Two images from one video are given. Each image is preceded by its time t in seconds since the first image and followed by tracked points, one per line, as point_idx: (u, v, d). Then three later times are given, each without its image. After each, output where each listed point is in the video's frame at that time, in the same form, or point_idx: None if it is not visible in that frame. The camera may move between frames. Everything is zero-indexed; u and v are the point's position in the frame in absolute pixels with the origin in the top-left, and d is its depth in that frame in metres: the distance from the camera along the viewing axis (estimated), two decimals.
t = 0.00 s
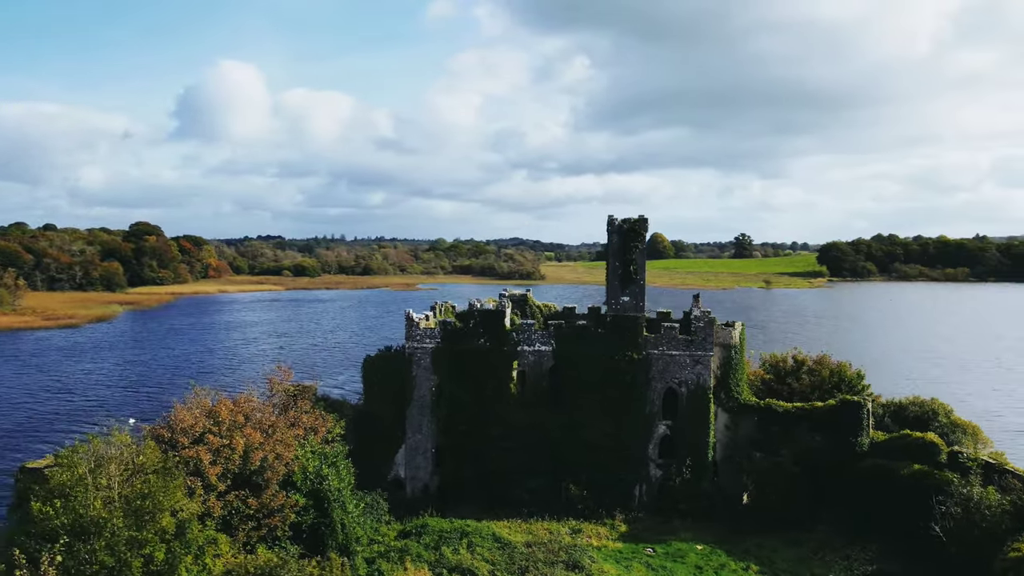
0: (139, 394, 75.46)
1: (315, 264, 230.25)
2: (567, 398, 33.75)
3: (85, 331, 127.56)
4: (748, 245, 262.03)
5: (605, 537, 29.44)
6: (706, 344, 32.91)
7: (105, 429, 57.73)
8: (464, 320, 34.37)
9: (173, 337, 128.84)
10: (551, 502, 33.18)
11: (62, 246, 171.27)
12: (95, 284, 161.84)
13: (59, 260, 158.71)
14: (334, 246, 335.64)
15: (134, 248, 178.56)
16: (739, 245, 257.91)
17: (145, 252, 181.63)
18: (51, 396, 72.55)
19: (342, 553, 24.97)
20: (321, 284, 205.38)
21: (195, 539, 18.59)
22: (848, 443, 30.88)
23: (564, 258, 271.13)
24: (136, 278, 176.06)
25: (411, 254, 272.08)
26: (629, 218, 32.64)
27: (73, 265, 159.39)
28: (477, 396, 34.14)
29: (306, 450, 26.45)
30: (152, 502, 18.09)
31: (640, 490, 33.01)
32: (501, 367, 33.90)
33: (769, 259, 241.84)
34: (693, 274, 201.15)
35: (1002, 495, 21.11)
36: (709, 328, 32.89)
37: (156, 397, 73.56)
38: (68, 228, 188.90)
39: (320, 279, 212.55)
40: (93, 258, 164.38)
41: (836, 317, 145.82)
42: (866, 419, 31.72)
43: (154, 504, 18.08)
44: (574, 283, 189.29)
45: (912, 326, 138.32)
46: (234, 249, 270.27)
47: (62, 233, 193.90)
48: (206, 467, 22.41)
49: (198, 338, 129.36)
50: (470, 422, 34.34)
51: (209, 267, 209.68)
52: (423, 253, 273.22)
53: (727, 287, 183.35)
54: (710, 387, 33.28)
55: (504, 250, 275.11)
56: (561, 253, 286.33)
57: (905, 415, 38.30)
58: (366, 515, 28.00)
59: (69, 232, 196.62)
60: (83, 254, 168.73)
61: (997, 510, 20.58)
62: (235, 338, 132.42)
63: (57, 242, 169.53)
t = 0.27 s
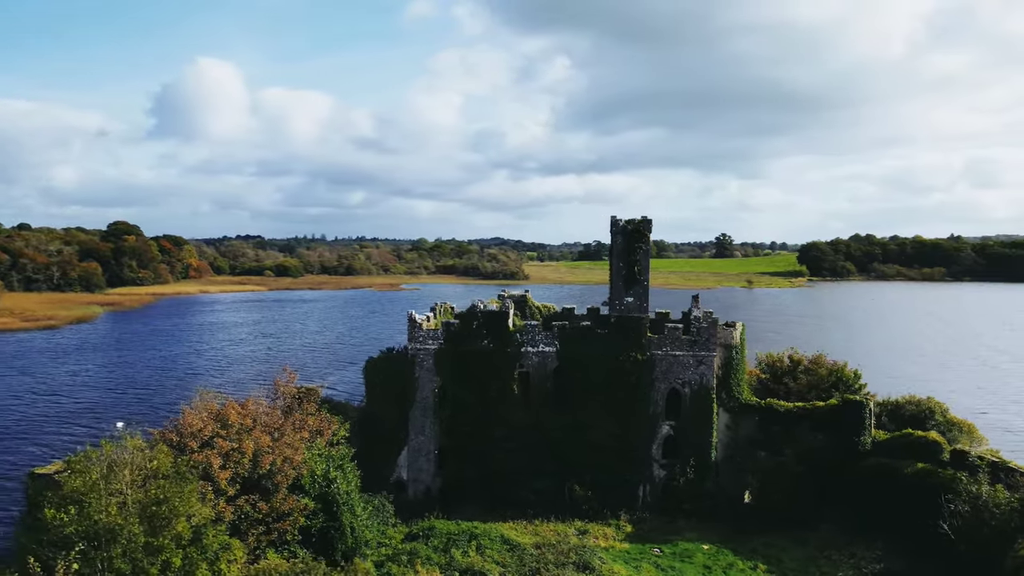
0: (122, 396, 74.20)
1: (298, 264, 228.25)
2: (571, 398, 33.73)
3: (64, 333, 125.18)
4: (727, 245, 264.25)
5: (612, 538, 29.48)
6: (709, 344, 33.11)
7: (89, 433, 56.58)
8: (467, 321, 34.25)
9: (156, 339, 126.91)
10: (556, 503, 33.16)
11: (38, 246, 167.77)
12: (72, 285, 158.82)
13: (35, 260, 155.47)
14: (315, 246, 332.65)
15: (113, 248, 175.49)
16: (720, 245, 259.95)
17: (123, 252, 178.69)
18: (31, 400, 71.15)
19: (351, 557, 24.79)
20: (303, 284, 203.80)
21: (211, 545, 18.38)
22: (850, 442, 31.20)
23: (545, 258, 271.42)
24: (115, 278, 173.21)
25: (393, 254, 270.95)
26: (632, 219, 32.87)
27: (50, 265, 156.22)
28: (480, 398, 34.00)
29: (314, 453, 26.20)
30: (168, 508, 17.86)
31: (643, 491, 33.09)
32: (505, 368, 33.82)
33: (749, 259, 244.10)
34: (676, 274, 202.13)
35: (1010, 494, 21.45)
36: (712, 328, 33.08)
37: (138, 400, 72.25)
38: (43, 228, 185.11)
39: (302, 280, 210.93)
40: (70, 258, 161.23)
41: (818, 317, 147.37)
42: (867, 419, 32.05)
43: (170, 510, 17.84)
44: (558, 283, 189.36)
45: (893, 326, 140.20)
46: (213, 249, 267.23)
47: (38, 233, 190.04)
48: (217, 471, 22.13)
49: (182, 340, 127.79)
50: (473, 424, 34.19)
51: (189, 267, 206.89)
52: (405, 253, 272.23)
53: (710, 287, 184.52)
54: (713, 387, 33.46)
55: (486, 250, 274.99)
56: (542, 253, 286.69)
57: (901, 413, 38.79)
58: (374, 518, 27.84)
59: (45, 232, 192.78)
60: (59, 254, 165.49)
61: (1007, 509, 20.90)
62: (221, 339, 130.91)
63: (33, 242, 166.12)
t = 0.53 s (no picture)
0: (109, 399, 73.10)
1: (284, 264, 226.52)
2: (578, 399, 33.72)
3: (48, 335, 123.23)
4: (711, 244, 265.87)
5: (623, 539, 29.51)
6: (716, 345, 33.29)
7: (77, 437, 55.61)
8: (475, 322, 34.17)
9: (143, 340, 125.34)
10: (564, 504, 33.17)
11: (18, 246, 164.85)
12: (55, 285, 156.33)
13: (17, 260, 152.71)
14: (300, 246, 330.30)
15: (96, 248, 172.89)
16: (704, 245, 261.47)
17: (107, 252, 176.24)
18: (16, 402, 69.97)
19: (365, 560, 24.65)
20: (290, 284, 202.44)
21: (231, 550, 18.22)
22: (857, 442, 31.39)
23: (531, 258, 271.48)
24: (99, 279, 170.84)
25: (379, 254, 269.99)
26: (639, 220, 32.84)
27: (32, 265, 153.59)
28: (488, 399, 33.90)
29: (326, 456, 26.02)
30: (187, 513, 17.70)
31: (651, 491, 33.13)
32: (512, 370, 33.78)
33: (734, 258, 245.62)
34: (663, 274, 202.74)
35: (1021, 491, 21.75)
36: (719, 329, 33.22)
37: (126, 402, 71.19)
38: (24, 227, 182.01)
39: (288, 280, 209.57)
40: (52, 258, 158.57)
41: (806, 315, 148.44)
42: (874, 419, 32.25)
43: (189, 515, 17.67)
44: (546, 283, 189.28)
45: (879, 325, 141.53)
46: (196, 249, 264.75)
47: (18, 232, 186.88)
48: (231, 475, 21.94)
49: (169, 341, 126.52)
50: (480, 425, 34.10)
51: (174, 267, 204.49)
52: (391, 253, 271.43)
53: (697, 287, 185.30)
54: (719, 388, 33.58)
55: (473, 250, 274.72)
56: (528, 253, 286.89)
57: (902, 413, 39.13)
58: (384, 521, 27.71)
59: (25, 232, 189.59)
60: (41, 254, 162.70)
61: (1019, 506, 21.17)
62: (210, 340, 129.68)
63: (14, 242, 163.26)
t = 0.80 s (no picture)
0: (101, 401, 72.20)
1: (273, 264, 225.05)
2: (588, 401, 33.72)
3: (36, 337, 121.61)
4: (699, 244, 267.16)
5: (634, 539, 29.54)
6: (725, 346, 33.22)
7: (69, 439, 54.81)
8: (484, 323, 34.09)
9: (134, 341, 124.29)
10: (573, 505, 33.22)
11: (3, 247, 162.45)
12: (41, 286, 154.33)
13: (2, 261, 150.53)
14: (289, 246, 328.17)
15: (82, 248, 170.76)
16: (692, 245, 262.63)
17: (93, 252, 174.12)
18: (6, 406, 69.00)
19: (380, 562, 24.56)
20: (280, 285, 201.42)
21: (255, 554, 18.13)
22: (865, 441, 31.56)
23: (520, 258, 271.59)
24: (86, 280, 168.87)
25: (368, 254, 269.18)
26: (648, 221, 33.04)
27: (17, 266, 151.46)
28: (497, 400, 33.85)
29: (340, 459, 25.91)
30: (211, 516, 17.63)
31: (659, 492, 33.18)
32: (523, 370, 33.77)
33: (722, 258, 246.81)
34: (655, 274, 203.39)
35: None
36: (728, 329, 33.25)
37: (117, 404, 70.35)
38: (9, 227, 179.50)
39: (278, 281, 208.41)
40: (38, 258, 156.44)
41: (796, 315, 149.27)
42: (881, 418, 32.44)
43: (213, 519, 17.60)
44: (538, 283, 189.18)
45: (869, 324, 142.62)
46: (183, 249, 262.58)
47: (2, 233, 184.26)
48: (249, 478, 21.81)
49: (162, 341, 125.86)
50: (489, 426, 34.04)
51: (162, 267, 202.96)
52: (380, 253, 270.71)
53: (688, 287, 185.89)
54: (728, 388, 33.60)
55: (462, 250, 274.57)
56: (517, 254, 287.17)
57: (906, 411, 39.43)
58: (397, 522, 27.66)
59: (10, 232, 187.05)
60: (26, 254, 160.41)
61: None
62: (202, 341, 128.70)
63: None
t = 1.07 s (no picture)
0: (92, 403, 71.25)
1: (261, 264, 223.52)
2: (596, 401, 33.76)
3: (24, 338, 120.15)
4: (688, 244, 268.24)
5: (646, 539, 29.58)
6: (733, 346, 33.31)
7: (60, 443, 53.90)
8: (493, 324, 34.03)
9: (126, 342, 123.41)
10: (583, 506, 33.24)
11: None
12: (27, 287, 152.34)
13: None
14: (277, 246, 326.05)
15: (68, 248, 168.47)
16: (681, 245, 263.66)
17: (80, 252, 172.11)
18: None
19: (395, 565, 24.47)
20: (269, 286, 200.30)
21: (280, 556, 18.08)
22: (872, 440, 31.73)
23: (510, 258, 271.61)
24: (72, 280, 166.98)
25: (357, 254, 268.27)
26: (657, 222, 33.09)
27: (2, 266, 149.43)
28: (506, 401, 33.83)
29: (353, 461, 25.80)
30: (234, 519, 17.53)
31: (668, 492, 33.24)
32: (531, 371, 33.76)
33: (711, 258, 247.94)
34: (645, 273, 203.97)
35: None
36: (736, 330, 33.33)
37: (110, 406, 69.63)
38: None
39: (267, 281, 207.29)
40: (23, 258, 154.28)
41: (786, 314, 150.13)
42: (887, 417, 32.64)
43: (236, 522, 17.51)
44: (529, 283, 189.18)
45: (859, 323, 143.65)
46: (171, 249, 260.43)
47: None
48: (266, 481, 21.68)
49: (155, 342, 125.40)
50: (498, 428, 33.98)
51: (149, 268, 201.25)
52: (369, 253, 269.88)
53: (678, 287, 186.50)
54: (736, 388, 33.70)
55: (452, 250, 274.18)
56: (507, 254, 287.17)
57: (909, 410, 39.73)
58: (409, 524, 27.59)
59: None
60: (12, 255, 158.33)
61: None
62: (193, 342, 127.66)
63: None
